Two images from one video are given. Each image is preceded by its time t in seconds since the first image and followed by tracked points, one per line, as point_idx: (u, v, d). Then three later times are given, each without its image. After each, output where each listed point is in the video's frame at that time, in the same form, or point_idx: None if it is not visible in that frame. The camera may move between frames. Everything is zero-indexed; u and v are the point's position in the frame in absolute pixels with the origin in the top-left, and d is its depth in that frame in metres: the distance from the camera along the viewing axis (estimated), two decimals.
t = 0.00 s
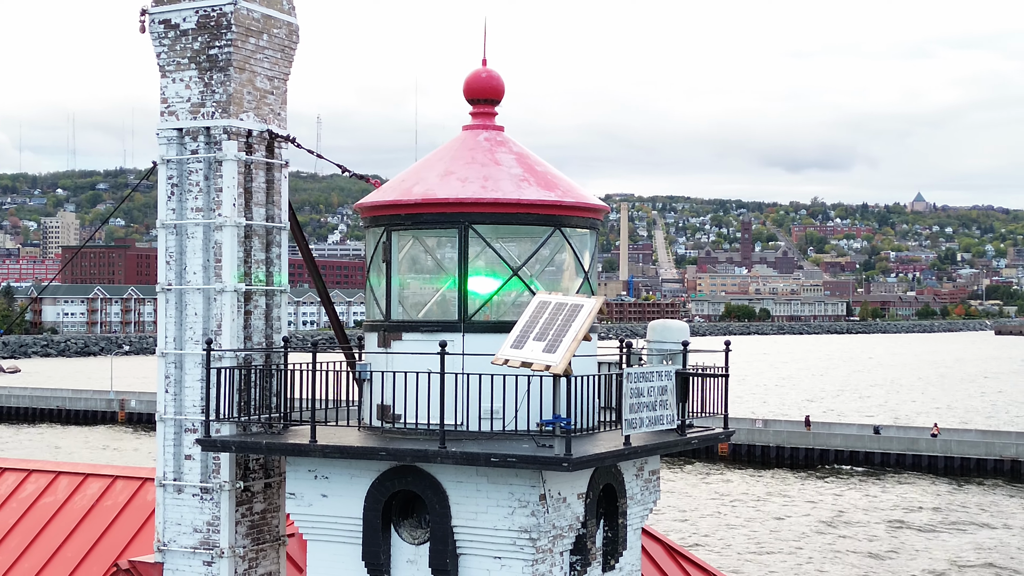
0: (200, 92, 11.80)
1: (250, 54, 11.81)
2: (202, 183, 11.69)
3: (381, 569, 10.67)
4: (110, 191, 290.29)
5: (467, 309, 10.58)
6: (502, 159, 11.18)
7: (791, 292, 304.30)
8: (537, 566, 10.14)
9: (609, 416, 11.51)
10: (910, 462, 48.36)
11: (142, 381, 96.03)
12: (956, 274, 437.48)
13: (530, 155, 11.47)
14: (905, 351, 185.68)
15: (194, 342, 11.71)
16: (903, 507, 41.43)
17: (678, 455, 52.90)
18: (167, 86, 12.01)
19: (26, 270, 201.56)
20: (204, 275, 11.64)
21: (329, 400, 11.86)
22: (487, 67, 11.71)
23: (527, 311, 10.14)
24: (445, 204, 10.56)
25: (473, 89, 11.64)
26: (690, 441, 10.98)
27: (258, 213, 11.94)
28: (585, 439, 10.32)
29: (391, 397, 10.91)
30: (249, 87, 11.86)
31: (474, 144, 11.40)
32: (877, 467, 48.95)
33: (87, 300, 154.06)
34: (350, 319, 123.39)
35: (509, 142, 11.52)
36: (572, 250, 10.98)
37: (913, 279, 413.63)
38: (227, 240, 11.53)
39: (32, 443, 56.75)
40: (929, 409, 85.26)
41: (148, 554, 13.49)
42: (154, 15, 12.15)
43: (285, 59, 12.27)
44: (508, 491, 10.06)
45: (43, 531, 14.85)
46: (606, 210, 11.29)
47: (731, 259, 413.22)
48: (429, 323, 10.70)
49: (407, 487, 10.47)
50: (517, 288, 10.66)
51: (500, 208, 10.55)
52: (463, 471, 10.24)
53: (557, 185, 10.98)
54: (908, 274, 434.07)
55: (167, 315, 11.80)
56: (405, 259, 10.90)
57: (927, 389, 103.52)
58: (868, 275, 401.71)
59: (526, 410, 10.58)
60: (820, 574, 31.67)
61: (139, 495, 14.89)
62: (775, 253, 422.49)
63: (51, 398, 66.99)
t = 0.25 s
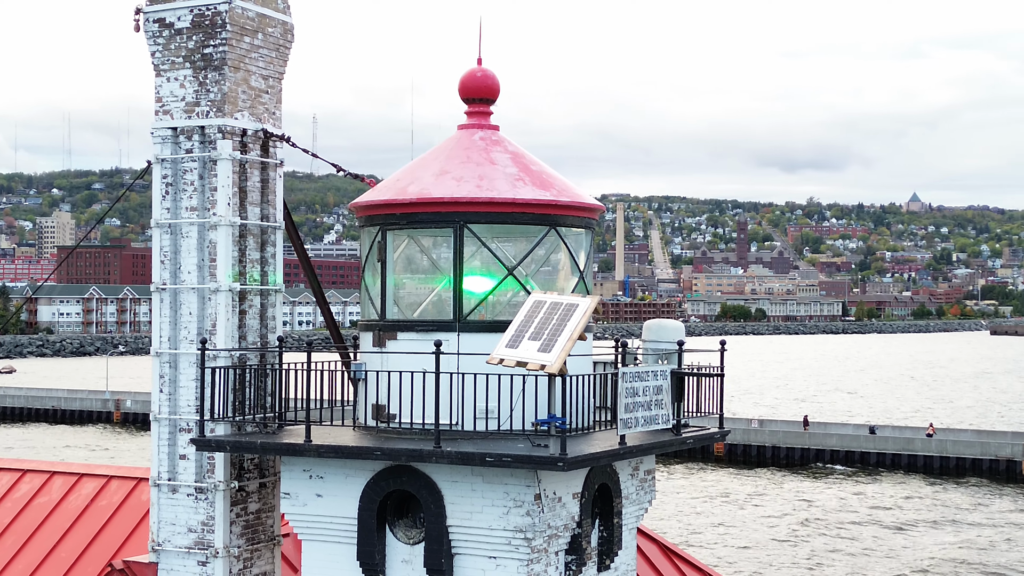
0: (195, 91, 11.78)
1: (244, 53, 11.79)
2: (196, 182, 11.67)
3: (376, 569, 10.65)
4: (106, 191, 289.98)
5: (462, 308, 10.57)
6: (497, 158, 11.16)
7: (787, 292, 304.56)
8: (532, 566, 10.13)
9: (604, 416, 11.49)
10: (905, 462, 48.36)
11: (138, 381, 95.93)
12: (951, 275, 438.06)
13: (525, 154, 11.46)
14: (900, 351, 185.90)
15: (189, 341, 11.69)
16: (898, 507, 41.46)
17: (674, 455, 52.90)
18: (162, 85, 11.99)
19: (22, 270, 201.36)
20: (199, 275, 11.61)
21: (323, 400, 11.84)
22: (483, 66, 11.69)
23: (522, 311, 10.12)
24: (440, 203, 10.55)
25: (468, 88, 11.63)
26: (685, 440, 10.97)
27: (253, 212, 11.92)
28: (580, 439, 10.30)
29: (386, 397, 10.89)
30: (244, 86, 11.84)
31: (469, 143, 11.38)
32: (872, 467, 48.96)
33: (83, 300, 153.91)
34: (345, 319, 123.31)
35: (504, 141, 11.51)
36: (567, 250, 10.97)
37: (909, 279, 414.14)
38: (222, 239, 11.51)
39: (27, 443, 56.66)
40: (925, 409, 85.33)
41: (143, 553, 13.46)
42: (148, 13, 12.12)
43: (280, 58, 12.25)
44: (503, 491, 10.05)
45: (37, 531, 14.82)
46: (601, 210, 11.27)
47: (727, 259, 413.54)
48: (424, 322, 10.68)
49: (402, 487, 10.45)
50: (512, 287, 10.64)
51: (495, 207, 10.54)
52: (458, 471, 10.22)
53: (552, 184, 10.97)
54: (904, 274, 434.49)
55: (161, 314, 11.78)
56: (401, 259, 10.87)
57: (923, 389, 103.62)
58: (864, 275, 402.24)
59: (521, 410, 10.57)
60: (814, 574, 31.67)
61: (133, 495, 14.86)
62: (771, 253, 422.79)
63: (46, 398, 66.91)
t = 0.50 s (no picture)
0: (189, 91, 11.76)
1: (239, 52, 11.76)
2: (191, 182, 11.64)
3: (371, 569, 10.63)
4: (101, 191, 289.59)
5: (457, 308, 10.55)
6: (493, 158, 11.15)
7: (783, 292, 304.77)
8: (528, 565, 10.11)
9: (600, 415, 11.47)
10: (901, 462, 48.33)
11: (134, 381, 95.82)
12: (947, 275, 438.60)
13: (521, 153, 11.44)
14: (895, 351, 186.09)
15: (184, 341, 11.66)
16: (894, 507, 41.49)
17: (670, 455, 52.88)
18: (157, 84, 11.96)
19: (17, 270, 201.08)
20: (194, 274, 11.59)
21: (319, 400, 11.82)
22: (478, 65, 11.67)
23: (518, 310, 10.10)
24: (436, 203, 10.53)
25: (464, 88, 11.61)
26: (681, 440, 10.97)
27: (248, 211, 11.89)
28: (576, 438, 10.29)
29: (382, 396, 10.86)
30: (239, 86, 11.82)
31: (465, 142, 11.36)
32: (868, 467, 48.95)
33: (78, 300, 153.72)
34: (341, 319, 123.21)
35: (500, 141, 11.49)
36: (563, 250, 10.95)
37: (905, 279, 414.59)
38: (217, 239, 11.48)
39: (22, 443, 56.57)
40: (920, 408, 85.37)
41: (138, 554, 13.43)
42: (143, 12, 12.09)
43: (275, 57, 12.23)
44: (499, 491, 10.03)
45: (32, 531, 14.78)
46: (597, 209, 11.26)
47: (723, 259, 413.81)
48: (420, 322, 10.67)
49: (398, 487, 10.43)
50: (508, 287, 10.63)
51: (491, 207, 10.53)
52: (453, 470, 10.20)
53: (548, 184, 10.95)
54: (900, 275, 434.91)
55: (156, 314, 11.74)
56: (396, 259, 10.85)
57: (919, 389, 103.70)
58: (860, 275, 402.66)
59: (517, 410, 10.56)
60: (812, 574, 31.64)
61: (128, 495, 14.83)
62: (767, 253, 423.11)
63: (42, 398, 66.82)
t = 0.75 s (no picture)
0: (186, 90, 11.74)
1: (236, 51, 11.74)
2: (188, 181, 11.63)
3: (368, 569, 10.63)
4: (99, 191, 289.53)
5: (454, 307, 10.54)
6: (490, 157, 11.13)
7: (781, 292, 304.83)
8: (525, 565, 10.11)
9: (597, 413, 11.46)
10: (898, 461, 48.32)
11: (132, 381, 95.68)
12: (944, 274, 438.76)
13: (519, 152, 11.43)
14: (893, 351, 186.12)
15: (180, 340, 11.64)
16: (891, 507, 41.49)
17: (668, 455, 52.84)
18: (153, 83, 11.94)
19: (15, 270, 200.87)
20: (190, 274, 11.58)
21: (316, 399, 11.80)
22: (476, 64, 11.66)
23: (514, 310, 10.09)
24: (433, 201, 10.51)
25: (461, 87, 11.60)
26: (678, 440, 10.96)
27: (245, 211, 11.85)
28: (573, 438, 10.27)
29: (379, 395, 10.85)
30: (236, 85, 11.80)
31: (462, 142, 11.35)
32: (865, 467, 48.94)
33: (76, 300, 153.57)
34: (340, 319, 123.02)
35: (497, 140, 11.48)
36: (561, 249, 10.93)
37: (903, 279, 414.71)
38: (213, 238, 11.46)
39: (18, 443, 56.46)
40: (918, 408, 85.36)
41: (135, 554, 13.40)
42: (139, 11, 12.07)
43: (272, 56, 12.20)
44: (496, 490, 10.01)
45: (28, 531, 14.75)
46: (595, 208, 11.23)
47: (721, 259, 413.90)
48: (417, 322, 10.66)
49: (395, 486, 10.42)
50: (505, 286, 10.61)
51: (488, 206, 10.51)
52: (450, 470, 10.18)
53: (545, 183, 10.94)
54: (898, 275, 435.04)
55: (153, 313, 11.73)
56: (394, 259, 10.82)
57: (916, 389, 103.70)
58: (858, 275, 402.73)
59: (514, 409, 10.54)
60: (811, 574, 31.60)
61: (125, 495, 14.82)
62: (765, 253, 423.18)
63: (40, 398, 66.77)
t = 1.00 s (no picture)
0: (184, 89, 11.72)
1: (235, 50, 11.73)
2: (186, 180, 11.62)
3: (367, 569, 10.60)
4: (99, 191, 289.42)
5: (453, 306, 10.52)
6: (489, 156, 11.11)
7: (781, 292, 304.71)
8: (525, 565, 10.10)
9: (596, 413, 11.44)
10: (898, 461, 48.29)
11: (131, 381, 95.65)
12: (944, 275, 438.73)
13: (518, 152, 11.41)
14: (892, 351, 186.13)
15: (179, 340, 11.62)
16: (891, 507, 41.46)
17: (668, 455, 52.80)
18: (151, 82, 11.92)
19: (15, 270, 200.80)
20: (189, 273, 11.56)
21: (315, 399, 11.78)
22: (475, 63, 11.64)
23: (514, 308, 10.07)
24: (431, 201, 10.50)
25: (460, 86, 11.58)
26: (678, 439, 10.94)
27: (244, 210, 11.83)
28: (572, 437, 10.25)
29: (378, 394, 10.82)
30: (235, 83, 11.78)
31: (461, 140, 11.32)
32: (865, 467, 48.91)
33: (76, 300, 153.56)
34: (339, 319, 122.88)
35: (496, 139, 11.46)
36: (560, 249, 10.92)
37: (903, 279, 414.72)
38: (212, 237, 11.44)
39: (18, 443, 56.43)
40: (918, 408, 85.32)
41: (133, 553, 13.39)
42: (138, 10, 12.05)
43: (270, 55, 12.19)
44: (495, 490, 10.00)
45: (27, 531, 14.74)
46: (594, 207, 11.21)
47: (721, 259, 413.92)
48: (416, 321, 10.64)
49: (393, 486, 10.40)
50: (504, 286, 10.59)
51: (487, 205, 10.49)
52: (450, 469, 10.16)
53: (545, 182, 10.93)
54: (898, 275, 435.06)
55: (151, 312, 11.71)
56: (392, 258, 10.80)
57: (916, 389, 103.69)
58: (858, 275, 402.80)
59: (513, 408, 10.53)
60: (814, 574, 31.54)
61: (124, 495, 14.80)
62: (765, 253, 423.17)
63: (39, 398, 66.72)
